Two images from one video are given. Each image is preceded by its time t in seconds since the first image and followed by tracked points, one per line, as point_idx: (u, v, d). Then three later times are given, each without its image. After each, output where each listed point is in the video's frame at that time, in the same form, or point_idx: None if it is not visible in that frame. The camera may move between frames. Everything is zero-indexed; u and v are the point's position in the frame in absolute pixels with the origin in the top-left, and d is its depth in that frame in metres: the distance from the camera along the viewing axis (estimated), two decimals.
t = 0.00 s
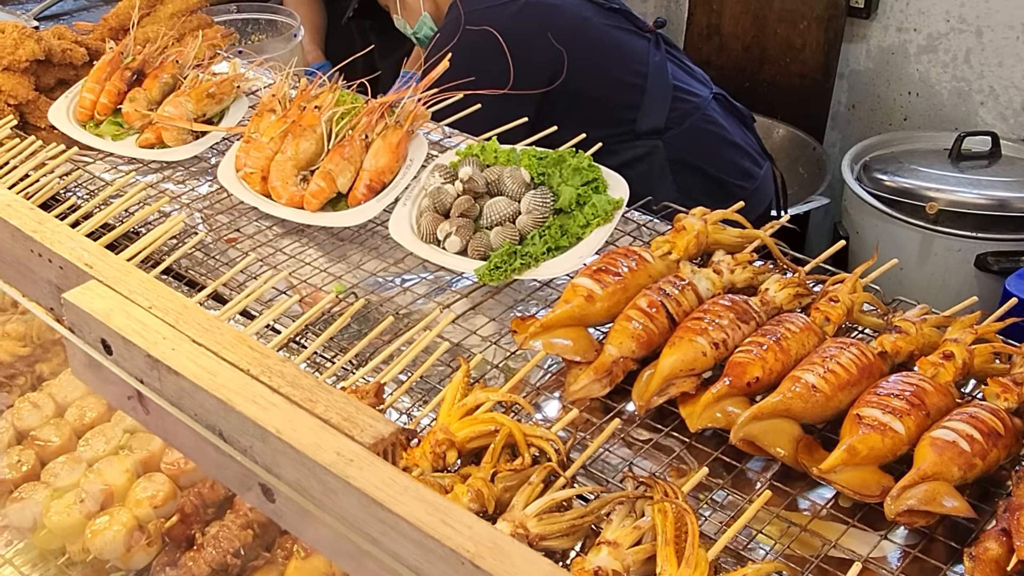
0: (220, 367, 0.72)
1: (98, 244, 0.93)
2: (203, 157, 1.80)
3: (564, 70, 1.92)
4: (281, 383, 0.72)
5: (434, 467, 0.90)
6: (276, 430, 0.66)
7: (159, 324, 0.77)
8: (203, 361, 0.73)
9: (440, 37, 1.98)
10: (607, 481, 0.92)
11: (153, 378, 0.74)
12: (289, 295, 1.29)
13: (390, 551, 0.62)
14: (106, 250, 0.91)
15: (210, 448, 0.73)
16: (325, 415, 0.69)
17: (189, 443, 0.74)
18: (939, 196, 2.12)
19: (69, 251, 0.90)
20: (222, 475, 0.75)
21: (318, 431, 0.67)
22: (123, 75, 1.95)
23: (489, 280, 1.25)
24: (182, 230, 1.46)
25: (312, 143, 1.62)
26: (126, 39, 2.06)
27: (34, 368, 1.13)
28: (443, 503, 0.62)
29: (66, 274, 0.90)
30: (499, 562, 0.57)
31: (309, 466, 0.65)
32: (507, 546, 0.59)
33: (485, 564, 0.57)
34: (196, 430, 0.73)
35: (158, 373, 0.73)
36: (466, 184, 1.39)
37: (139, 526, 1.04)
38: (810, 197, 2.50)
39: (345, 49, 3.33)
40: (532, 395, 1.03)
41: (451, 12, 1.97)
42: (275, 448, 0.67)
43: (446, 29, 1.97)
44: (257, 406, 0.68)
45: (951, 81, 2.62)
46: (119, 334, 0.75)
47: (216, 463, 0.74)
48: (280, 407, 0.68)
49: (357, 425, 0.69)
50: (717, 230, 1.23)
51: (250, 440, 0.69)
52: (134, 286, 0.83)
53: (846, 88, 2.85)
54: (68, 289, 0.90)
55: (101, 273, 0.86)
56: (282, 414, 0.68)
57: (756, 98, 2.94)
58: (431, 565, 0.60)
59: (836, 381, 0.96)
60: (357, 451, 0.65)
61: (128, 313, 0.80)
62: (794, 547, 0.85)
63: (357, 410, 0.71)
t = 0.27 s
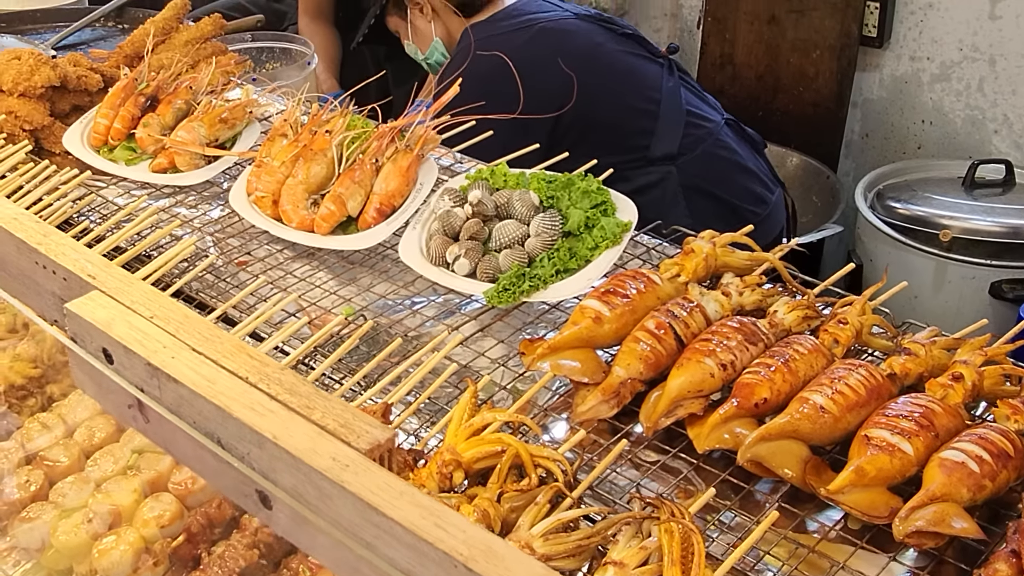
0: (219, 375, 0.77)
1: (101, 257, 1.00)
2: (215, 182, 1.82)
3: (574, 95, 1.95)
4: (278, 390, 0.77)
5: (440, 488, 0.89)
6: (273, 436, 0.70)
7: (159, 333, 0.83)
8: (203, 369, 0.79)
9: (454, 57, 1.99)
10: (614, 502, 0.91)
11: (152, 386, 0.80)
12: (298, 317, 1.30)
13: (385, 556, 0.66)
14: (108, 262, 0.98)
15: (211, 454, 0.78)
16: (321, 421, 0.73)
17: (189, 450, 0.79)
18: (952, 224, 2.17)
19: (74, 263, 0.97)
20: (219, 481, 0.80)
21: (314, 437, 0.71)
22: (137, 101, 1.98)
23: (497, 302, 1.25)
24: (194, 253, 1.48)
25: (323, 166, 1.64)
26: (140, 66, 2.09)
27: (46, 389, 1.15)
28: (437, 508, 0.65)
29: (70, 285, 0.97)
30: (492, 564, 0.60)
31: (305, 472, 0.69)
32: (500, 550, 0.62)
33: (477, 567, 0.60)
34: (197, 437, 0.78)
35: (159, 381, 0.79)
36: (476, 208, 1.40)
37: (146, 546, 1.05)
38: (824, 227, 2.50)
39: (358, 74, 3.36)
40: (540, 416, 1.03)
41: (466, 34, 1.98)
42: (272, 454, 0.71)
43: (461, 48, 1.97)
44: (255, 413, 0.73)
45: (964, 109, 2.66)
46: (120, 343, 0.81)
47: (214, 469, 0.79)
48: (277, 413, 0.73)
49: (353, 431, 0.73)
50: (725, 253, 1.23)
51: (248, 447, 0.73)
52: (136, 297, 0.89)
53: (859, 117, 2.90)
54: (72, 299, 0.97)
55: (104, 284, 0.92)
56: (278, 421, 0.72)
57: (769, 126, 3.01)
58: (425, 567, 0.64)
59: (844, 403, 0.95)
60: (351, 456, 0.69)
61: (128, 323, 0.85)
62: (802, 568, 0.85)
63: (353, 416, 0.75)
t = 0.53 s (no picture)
0: (218, 383, 0.78)
1: (104, 269, 1.01)
2: (226, 210, 1.83)
3: (589, 114, 1.96)
4: (276, 398, 0.78)
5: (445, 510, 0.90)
6: (270, 442, 0.72)
7: (161, 343, 0.84)
8: (202, 377, 0.80)
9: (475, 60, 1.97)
10: (619, 525, 0.91)
11: (153, 395, 0.81)
12: (306, 342, 1.30)
13: (377, 559, 0.67)
14: (112, 275, 0.99)
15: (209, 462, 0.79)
16: (319, 427, 0.74)
17: (188, 458, 0.80)
18: (965, 254, 2.25)
19: (79, 276, 0.98)
20: (219, 490, 0.81)
21: (311, 443, 0.72)
22: (150, 130, 2.00)
23: (504, 327, 1.26)
24: (203, 279, 1.49)
25: (332, 194, 1.65)
26: (153, 96, 2.11)
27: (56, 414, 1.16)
28: (430, 510, 0.67)
29: (74, 298, 0.98)
30: (482, 565, 0.62)
31: (301, 476, 0.70)
32: (491, 551, 0.63)
33: (469, 568, 0.62)
34: (195, 444, 0.79)
35: (159, 390, 0.80)
36: (483, 234, 1.41)
37: (151, 568, 1.05)
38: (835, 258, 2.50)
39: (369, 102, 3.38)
40: (546, 440, 1.03)
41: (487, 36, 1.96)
42: (269, 459, 0.73)
43: (483, 50, 1.96)
44: (253, 419, 0.74)
45: (976, 140, 2.77)
46: (122, 353, 0.82)
47: (213, 477, 0.80)
48: (274, 420, 0.75)
49: (349, 437, 0.74)
50: (732, 278, 1.23)
51: (245, 453, 0.75)
52: (139, 308, 0.91)
53: (871, 148, 3.00)
54: (76, 312, 0.98)
55: (107, 296, 0.94)
56: (275, 426, 0.74)
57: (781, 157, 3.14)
58: (417, 570, 0.65)
59: (851, 426, 0.95)
60: (347, 461, 0.71)
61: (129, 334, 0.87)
62: None
63: (349, 422, 0.76)
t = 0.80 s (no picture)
0: (232, 403, 0.86)
1: (120, 293, 1.09)
2: (242, 245, 1.86)
3: (628, 136, 1.99)
4: (288, 416, 0.86)
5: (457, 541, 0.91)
6: (282, 457, 0.80)
7: (176, 364, 0.92)
8: (217, 396, 0.88)
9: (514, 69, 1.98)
10: (631, 555, 0.91)
11: (167, 413, 0.89)
12: (320, 374, 1.32)
13: (383, 567, 0.74)
14: (126, 298, 1.07)
15: (221, 477, 0.87)
16: (329, 442, 0.82)
17: (201, 472, 0.88)
18: (980, 291, 2.26)
19: (96, 299, 1.06)
20: (230, 505, 0.88)
21: (321, 458, 0.80)
22: (167, 166, 2.03)
23: (517, 358, 1.27)
24: (219, 312, 1.51)
25: (346, 229, 1.67)
26: (171, 134, 2.15)
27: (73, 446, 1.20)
28: (436, 523, 0.73)
29: (91, 320, 1.06)
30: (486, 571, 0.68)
31: (312, 489, 0.78)
32: (495, 560, 0.69)
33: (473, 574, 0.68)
34: (209, 460, 0.87)
35: (173, 408, 0.88)
36: (496, 267, 1.42)
37: None
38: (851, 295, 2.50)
39: (384, 138, 3.40)
40: (558, 471, 1.03)
41: (527, 47, 1.98)
42: (281, 474, 0.80)
43: (524, 60, 1.97)
44: (266, 436, 0.82)
45: (989, 178, 2.83)
46: (139, 373, 0.91)
47: (225, 493, 0.87)
48: (286, 436, 0.82)
49: (359, 452, 0.82)
50: (744, 310, 1.23)
51: (258, 469, 0.82)
52: (153, 330, 0.99)
53: (885, 186, 3.07)
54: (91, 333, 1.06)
55: (123, 318, 1.02)
56: (287, 443, 0.82)
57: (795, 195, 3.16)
58: None
59: (863, 456, 0.95)
60: (356, 476, 0.78)
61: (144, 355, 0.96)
62: None
63: (358, 439, 0.84)
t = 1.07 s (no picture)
0: (241, 436, 0.90)
1: (132, 331, 1.15)
2: (257, 288, 1.88)
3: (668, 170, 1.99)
4: (297, 447, 0.89)
5: None
6: (291, 488, 0.83)
7: (187, 399, 0.96)
8: (227, 429, 0.91)
9: (562, 90, 1.94)
10: None
11: (179, 446, 0.93)
12: (333, 415, 1.33)
13: None
14: (140, 335, 1.13)
15: (230, 509, 0.90)
16: (336, 474, 0.86)
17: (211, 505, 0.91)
18: (993, 334, 2.27)
19: (111, 336, 1.12)
20: (237, 537, 0.91)
21: (329, 488, 0.83)
22: (184, 212, 2.07)
23: (528, 400, 1.27)
24: (233, 354, 1.53)
25: (360, 271, 1.69)
26: (189, 180, 2.19)
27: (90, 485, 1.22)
28: (441, 552, 0.77)
29: (107, 356, 1.11)
30: None
31: (320, 519, 0.81)
32: None
33: None
34: (219, 492, 0.90)
35: (185, 441, 0.92)
36: (507, 308, 1.44)
37: None
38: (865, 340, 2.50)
39: (400, 182, 3.47)
40: (568, 511, 1.04)
41: (573, 70, 1.96)
42: (289, 505, 0.83)
43: (574, 83, 1.94)
44: (275, 467, 0.85)
45: (1002, 223, 2.85)
46: (152, 407, 0.95)
47: (233, 524, 0.91)
48: (294, 467, 0.86)
49: (366, 483, 0.85)
50: (753, 352, 1.24)
51: (267, 500, 0.85)
52: (166, 366, 1.03)
53: (898, 231, 3.09)
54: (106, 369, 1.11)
55: (138, 353, 1.07)
56: (296, 474, 0.85)
57: (809, 241, 3.19)
58: None
59: (871, 496, 0.95)
60: (363, 506, 0.81)
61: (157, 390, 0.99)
62: None
63: (366, 470, 0.87)
